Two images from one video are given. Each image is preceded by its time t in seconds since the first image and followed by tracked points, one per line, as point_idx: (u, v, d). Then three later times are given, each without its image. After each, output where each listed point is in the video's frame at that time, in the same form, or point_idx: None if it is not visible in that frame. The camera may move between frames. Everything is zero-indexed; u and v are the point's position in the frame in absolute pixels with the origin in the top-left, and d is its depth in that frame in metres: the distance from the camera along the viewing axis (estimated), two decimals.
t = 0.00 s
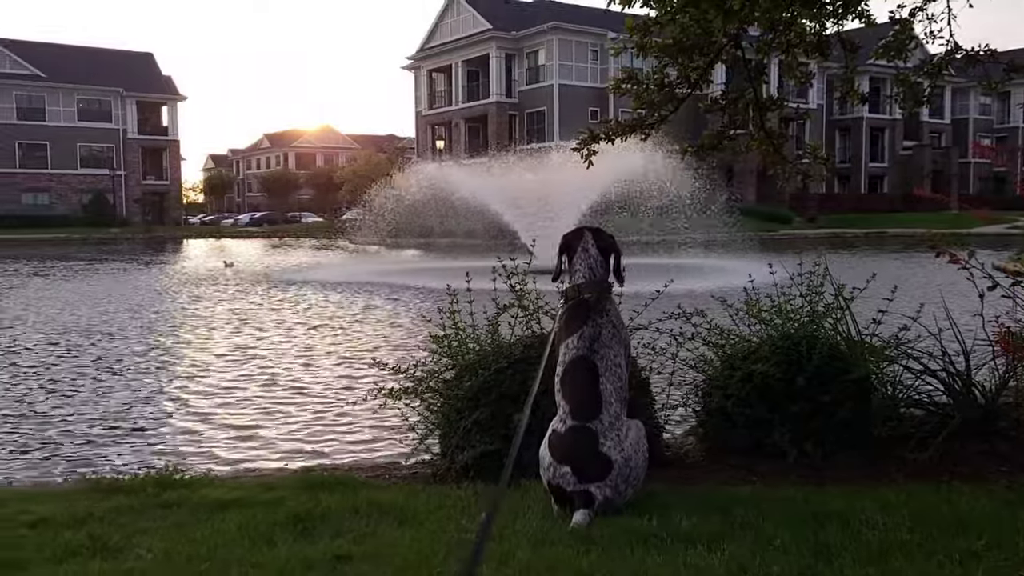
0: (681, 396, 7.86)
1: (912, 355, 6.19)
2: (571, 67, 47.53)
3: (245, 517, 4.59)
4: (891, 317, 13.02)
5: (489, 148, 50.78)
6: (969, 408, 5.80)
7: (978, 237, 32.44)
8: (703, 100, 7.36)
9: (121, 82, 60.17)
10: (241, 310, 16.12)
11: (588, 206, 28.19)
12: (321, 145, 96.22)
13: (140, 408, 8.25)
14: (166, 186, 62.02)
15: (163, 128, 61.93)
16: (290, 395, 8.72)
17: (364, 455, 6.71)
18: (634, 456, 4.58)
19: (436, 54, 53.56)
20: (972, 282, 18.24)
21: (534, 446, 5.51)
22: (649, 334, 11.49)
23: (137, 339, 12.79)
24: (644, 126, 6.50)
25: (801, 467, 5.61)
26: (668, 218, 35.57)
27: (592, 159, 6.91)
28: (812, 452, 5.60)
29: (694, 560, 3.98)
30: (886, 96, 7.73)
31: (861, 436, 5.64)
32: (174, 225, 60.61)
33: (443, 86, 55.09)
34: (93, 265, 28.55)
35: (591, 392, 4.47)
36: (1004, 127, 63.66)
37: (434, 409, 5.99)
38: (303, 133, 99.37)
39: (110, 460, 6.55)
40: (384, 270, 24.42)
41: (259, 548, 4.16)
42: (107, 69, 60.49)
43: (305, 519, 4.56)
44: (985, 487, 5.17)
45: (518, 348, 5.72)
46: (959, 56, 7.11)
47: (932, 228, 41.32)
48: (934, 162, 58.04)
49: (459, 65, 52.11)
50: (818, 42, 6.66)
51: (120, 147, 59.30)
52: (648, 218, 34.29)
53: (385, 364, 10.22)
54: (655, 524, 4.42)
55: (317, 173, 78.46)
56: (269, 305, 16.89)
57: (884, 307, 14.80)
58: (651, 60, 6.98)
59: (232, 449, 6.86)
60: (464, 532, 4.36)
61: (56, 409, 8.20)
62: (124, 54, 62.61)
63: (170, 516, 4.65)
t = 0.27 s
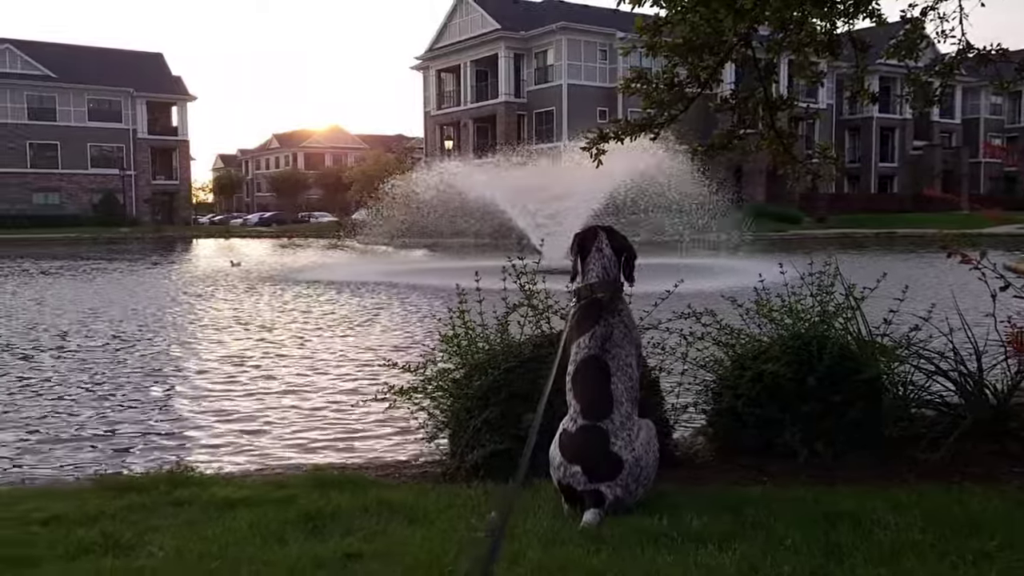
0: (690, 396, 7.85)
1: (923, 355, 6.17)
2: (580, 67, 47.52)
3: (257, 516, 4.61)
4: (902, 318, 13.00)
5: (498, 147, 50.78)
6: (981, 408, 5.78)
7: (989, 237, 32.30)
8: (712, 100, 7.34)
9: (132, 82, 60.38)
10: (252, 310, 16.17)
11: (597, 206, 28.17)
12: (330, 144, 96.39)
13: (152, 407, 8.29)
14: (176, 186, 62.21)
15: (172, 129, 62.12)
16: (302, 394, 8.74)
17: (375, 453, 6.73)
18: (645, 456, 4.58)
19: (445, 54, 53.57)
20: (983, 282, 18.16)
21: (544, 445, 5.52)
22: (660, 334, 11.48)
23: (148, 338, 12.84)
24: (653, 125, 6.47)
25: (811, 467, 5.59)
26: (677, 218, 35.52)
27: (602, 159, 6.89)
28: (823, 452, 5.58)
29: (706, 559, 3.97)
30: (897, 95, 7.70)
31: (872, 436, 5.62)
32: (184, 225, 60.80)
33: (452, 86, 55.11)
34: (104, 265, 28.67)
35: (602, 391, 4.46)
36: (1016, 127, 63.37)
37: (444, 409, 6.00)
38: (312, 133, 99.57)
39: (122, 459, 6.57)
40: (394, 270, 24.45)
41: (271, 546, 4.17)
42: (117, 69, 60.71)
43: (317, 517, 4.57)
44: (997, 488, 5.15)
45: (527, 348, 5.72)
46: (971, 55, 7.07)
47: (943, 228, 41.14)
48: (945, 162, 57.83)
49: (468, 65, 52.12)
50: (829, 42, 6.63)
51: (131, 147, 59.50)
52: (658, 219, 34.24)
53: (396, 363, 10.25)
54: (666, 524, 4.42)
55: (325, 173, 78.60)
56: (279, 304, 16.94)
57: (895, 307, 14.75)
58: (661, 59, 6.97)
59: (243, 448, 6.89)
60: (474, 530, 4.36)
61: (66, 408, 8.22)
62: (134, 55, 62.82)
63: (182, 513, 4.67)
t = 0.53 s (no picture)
0: (697, 397, 7.84)
1: (932, 356, 6.16)
2: (588, 67, 47.52)
3: (266, 515, 4.62)
4: (911, 319, 12.97)
5: (505, 148, 50.76)
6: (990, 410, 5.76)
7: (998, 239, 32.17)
8: (720, 100, 7.31)
9: (141, 82, 60.57)
10: (260, 309, 16.21)
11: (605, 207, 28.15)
12: (337, 145, 96.54)
13: (161, 406, 8.31)
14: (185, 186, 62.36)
15: (181, 129, 62.27)
16: (310, 394, 8.76)
17: (383, 453, 6.74)
18: (653, 457, 4.58)
19: (452, 54, 53.59)
20: (993, 283, 18.10)
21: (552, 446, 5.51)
22: (668, 335, 11.48)
23: (157, 337, 12.88)
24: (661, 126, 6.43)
25: (819, 469, 5.58)
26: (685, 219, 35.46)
27: (609, 160, 6.87)
28: (832, 453, 5.57)
29: (714, 560, 3.97)
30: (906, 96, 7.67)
31: (881, 438, 5.61)
32: (192, 225, 60.94)
33: (459, 87, 55.09)
34: (112, 265, 28.74)
35: (611, 391, 4.47)
36: None
37: (452, 409, 6.01)
38: (320, 133, 99.73)
39: (132, 457, 6.60)
40: (402, 270, 24.46)
41: (280, 545, 4.18)
42: (126, 70, 60.89)
43: (326, 517, 4.58)
44: (1007, 490, 5.13)
45: (535, 348, 5.72)
46: (980, 56, 7.04)
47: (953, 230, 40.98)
48: (954, 163, 57.63)
49: (475, 66, 52.13)
50: (838, 42, 6.60)
51: (139, 148, 59.68)
52: (665, 219, 34.17)
53: (404, 363, 10.26)
54: (674, 524, 4.42)
55: (333, 174, 78.72)
56: (288, 304, 16.98)
57: (905, 308, 14.71)
58: (670, 60, 6.94)
59: (252, 447, 6.91)
60: (483, 530, 4.37)
61: (74, 408, 8.23)
62: (143, 55, 63.01)
63: (192, 512, 4.68)
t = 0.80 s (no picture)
0: (704, 398, 7.83)
1: (940, 359, 6.15)
2: (595, 68, 47.54)
3: (273, 514, 4.63)
4: (918, 321, 12.96)
5: (512, 149, 50.77)
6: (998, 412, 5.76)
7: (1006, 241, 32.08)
8: (727, 101, 7.28)
9: (149, 83, 60.74)
10: (267, 309, 16.25)
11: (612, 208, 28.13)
12: (344, 145, 96.70)
13: (168, 405, 8.33)
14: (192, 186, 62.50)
15: (188, 129, 62.43)
16: (317, 394, 8.79)
17: (390, 453, 6.76)
18: (660, 459, 4.58)
19: (459, 55, 53.62)
20: (1001, 285, 18.06)
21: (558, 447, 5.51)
22: (674, 336, 11.49)
23: (164, 337, 12.90)
24: (669, 127, 6.43)
25: (826, 471, 5.56)
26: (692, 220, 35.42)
27: (616, 161, 6.85)
28: (839, 455, 5.56)
29: (722, 561, 3.97)
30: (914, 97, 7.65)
31: (888, 439, 5.61)
32: (200, 225, 61.09)
33: (466, 88, 55.11)
34: (119, 264, 28.85)
35: (620, 392, 4.47)
36: None
37: (458, 409, 6.01)
38: (327, 134, 99.88)
39: (140, 457, 6.62)
40: (408, 270, 24.49)
41: (287, 544, 4.19)
42: (134, 70, 61.06)
43: (332, 516, 4.59)
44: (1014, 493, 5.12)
45: (542, 349, 5.72)
46: (988, 58, 7.02)
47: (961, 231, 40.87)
48: (962, 164, 57.47)
49: (482, 66, 52.15)
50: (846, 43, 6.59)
51: (147, 148, 59.84)
52: (672, 220, 34.14)
53: (410, 363, 10.28)
54: (681, 525, 4.42)
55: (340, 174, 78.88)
56: (295, 304, 17.01)
57: (912, 309, 14.68)
58: (678, 61, 6.93)
59: (259, 446, 6.93)
60: (490, 531, 4.38)
61: (80, 407, 8.24)
62: (151, 55, 63.19)
63: (198, 512, 4.69)
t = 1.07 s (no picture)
0: (713, 399, 7.83)
1: (950, 361, 6.14)
2: (604, 69, 47.50)
3: (282, 514, 4.64)
4: (929, 323, 12.88)
5: (520, 150, 50.73)
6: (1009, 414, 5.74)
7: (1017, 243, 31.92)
8: (736, 103, 7.26)
9: (159, 83, 60.95)
10: (276, 309, 16.30)
11: (621, 210, 28.09)
12: (353, 146, 96.85)
13: (178, 404, 8.37)
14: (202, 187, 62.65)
15: (198, 129, 62.59)
16: (325, 394, 8.81)
17: (399, 454, 6.78)
18: (670, 460, 4.58)
19: (469, 56, 53.61)
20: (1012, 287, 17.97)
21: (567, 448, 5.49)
22: (683, 338, 11.48)
23: (174, 336, 12.94)
24: (679, 129, 6.42)
25: (835, 474, 5.55)
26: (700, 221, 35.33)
27: (625, 162, 6.83)
28: (849, 458, 5.54)
29: (730, 563, 3.97)
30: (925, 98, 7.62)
31: (899, 442, 5.59)
32: (209, 225, 61.24)
33: (475, 88, 55.08)
34: (129, 264, 28.94)
35: (632, 394, 4.48)
36: None
37: (467, 410, 6.02)
38: (336, 134, 100.04)
39: (149, 456, 6.65)
40: (417, 271, 24.50)
41: (297, 544, 4.20)
42: (144, 70, 61.27)
43: (342, 516, 4.60)
44: None
45: (552, 349, 5.70)
46: (999, 59, 7.00)
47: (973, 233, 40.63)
48: (973, 166, 57.18)
49: (491, 67, 52.13)
50: (855, 44, 6.57)
51: (157, 148, 60.02)
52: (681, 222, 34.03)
53: (419, 364, 10.30)
54: (690, 528, 4.41)
55: (349, 174, 79.05)
56: (304, 304, 17.07)
57: (923, 312, 14.61)
58: (688, 62, 6.92)
59: (268, 446, 6.96)
60: (498, 531, 4.39)
61: (89, 407, 8.27)
62: (161, 56, 63.42)
63: (208, 511, 4.72)
